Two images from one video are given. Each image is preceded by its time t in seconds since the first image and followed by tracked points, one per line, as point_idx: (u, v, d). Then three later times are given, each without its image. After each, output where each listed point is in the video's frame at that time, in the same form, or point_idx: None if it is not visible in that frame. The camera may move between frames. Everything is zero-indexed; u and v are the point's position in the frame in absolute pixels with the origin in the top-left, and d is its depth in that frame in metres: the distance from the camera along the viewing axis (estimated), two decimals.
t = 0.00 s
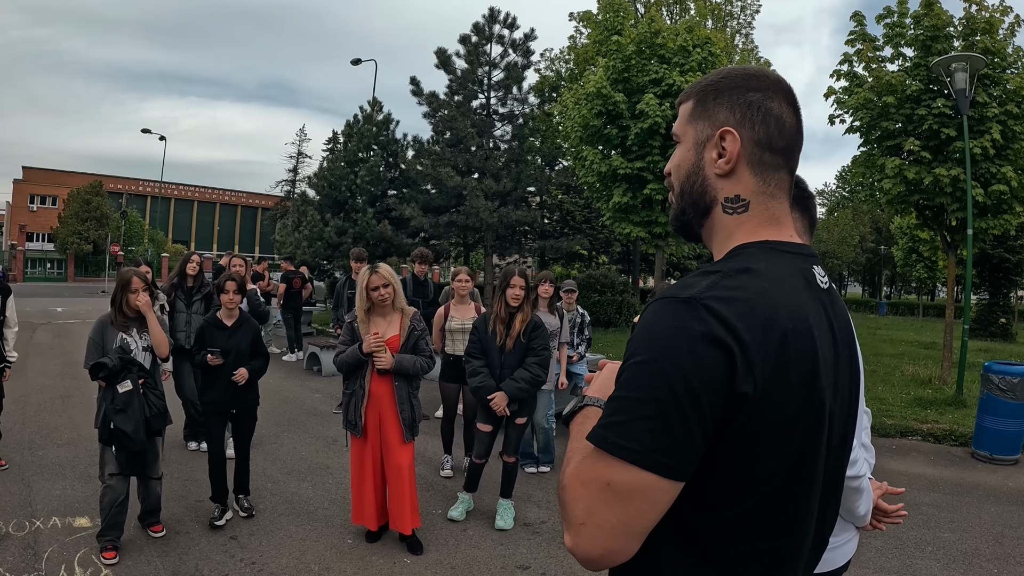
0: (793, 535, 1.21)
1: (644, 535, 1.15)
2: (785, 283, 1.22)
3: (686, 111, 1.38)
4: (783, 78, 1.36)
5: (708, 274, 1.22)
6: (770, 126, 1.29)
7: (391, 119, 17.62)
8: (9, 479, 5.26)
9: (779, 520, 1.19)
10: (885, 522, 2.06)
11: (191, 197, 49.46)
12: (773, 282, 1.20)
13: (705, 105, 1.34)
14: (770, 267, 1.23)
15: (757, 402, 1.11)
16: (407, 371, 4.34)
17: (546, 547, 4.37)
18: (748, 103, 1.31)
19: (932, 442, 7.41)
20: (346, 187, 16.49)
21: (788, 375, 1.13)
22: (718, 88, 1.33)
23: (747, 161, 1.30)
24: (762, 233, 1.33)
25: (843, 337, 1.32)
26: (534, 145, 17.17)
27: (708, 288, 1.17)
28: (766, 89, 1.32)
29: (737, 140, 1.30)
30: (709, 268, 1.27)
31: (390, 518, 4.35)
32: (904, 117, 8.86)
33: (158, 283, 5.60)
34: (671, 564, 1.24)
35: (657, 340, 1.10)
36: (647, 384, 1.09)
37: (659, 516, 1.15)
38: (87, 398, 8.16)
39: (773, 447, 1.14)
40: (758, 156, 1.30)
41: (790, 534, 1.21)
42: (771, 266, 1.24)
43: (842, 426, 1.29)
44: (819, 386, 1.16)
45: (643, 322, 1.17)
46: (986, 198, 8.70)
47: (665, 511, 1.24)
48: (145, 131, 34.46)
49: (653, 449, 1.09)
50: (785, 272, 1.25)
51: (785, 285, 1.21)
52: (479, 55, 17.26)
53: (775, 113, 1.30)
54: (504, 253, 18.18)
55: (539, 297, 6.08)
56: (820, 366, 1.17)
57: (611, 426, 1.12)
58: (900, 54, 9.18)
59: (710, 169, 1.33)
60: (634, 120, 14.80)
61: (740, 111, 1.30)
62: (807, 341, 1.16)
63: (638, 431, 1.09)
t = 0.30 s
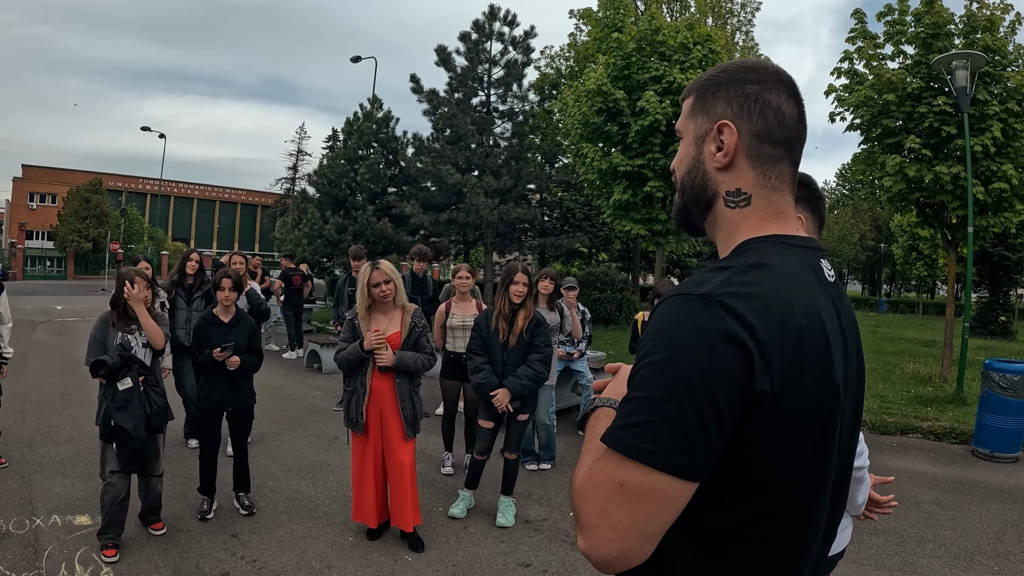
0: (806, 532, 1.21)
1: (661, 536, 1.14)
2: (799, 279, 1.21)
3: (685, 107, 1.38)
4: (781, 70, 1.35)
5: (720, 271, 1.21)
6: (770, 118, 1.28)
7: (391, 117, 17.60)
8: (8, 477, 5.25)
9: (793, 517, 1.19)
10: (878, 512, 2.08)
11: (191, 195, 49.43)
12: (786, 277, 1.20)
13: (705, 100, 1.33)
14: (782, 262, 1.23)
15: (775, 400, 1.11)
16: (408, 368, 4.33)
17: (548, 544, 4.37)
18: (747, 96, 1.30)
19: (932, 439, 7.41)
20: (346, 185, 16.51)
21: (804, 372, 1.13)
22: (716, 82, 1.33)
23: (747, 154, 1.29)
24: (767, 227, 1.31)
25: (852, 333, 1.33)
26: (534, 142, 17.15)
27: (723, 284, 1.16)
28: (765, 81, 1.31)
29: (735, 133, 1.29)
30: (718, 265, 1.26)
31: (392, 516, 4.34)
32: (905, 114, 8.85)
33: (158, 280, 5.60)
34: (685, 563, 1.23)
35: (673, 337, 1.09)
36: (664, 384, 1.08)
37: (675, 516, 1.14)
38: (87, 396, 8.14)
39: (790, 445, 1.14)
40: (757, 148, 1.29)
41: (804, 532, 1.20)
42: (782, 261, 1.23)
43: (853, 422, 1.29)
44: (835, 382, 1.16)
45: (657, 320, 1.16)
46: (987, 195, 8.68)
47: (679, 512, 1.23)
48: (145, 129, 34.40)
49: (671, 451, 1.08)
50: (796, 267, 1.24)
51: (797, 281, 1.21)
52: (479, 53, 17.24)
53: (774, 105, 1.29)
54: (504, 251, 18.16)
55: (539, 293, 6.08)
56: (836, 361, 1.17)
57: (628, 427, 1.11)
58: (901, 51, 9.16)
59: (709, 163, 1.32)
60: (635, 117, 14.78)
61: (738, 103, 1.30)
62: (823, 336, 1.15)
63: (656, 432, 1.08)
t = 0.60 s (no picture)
0: (795, 532, 1.21)
1: (648, 540, 1.14)
2: (784, 279, 1.20)
3: (672, 104, 1.38)
4: (769, 68, 1.33)
5: (702, 272, 1.21)
6: (751, 118, 1.27)
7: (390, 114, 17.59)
8: (7, 475, 5.25)
9: (781, 517, 1.19)
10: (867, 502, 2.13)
11: (190, 193, 49.40)
12: (770, 276, 1.19)
13: (690, 100, 1.33)
14: (766, 262, 1.22)
15: (758, 400, 1.10)
16: (405, 366, 4.33)
17: (547, 542, 4.37)
18: (729, 96, 1.30)
19: (931, 438, 7.41)
20: (345, 182, 16.51)
21: (788, 372, 1.12)
22: (701, 81, 1.32)
23: (727, 153, 1.29)
24: (747, 227, 1.31)
25: (841, 331, 1.32)
26: (534, 140, 17.14)
27: (704, 285, 1.16)
28: (749, 81, 1.30)
29: (714, 133, 1.29)
30: (702, 265, 1.26)
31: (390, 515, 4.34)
32: (904, 113, 8.84)
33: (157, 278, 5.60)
34: (676, 568, 1.23)
35: (653, 341, 1.10)
36: (643, 386, 1.08)
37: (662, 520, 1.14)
38: (86, 394, 8.15)
39: (776, 446, 1.14)
40: (739, 148, 1.28)
41: (793, 532, 1.20)
42: (766, 260, 1.23)
43: (842, 419, 1.29)
44: (820, 382, 1.15)
45: (639, 322, 1.16)
46: (986, 194, 8.68)
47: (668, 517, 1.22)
48: (144, 127, 34.33)
49: (653, 453, 1.08)
50: (782, 267, 1.23)
51: (783, 281, 1.20)
52: (478, 50, 17.22)
53: (756, 105, 1.28)
54: (504, 248, 18.13)
55: (537, 291, 6.06)
56: (821, 360, 1.16)
57: (609, 431, 1.11)
58: (901, 49, 9.16)
59: (691, 162, 1.33)
60: (634, 115, 14.76)
61: (720, 103, 1.29)
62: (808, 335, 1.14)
63: (638, 435, 1.08)
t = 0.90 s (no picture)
0: (778, 530, 1.19)
1: (619, 530, 1.14)
2: (763, 272, 1.18)
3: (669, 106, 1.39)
4: (764, 63, 1.32)
5: (679, 266, 1.21)
6: (743, 112, 1.26)
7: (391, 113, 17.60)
8: (9, 474, 5.25)
9: (761, 515, 1.17)
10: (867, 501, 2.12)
11: (191, 192, 49.41)
12: (748, 270, 1.17)
13: (683, 99, 1.34)
14: (747, 256, 1.20)
15: (727, 394, 1.09)
16: (405, 365, 4.32)
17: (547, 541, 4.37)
18: (720, 92, 1.29)
19: (933, 436, 7.40)
20: (346, 181, 16.52)
21: (760, 367, 1.10)
22: (693, 80, 1.33)
23: (721, 150, 1.28)
24: (741, 222, 1.29)
25: (831, 326, 1.28)
26: (535, 138, 17.11)
27: (677, 279, 1.16)
28: (740, 76, 1.29)
29: (707, 130, 1.28)
30: (685, 259, 1.26)
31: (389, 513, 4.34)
32: (906, 110, 8.80)
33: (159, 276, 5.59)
34: (657, 563, 1.22)
35: (620, 333, 1.11)
36: (608, 376, 1.10)
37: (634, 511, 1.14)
38: (88, 393, 8.15)
39: (749, 441, 1.12)
40: (731, 144, 1.27)
41: (775, 530, 1.19)
42: (748, 255, 1.21)
43: (829, 416, 1.25)
44: (796, 377, 1.13)
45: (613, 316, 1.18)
46: (988, 192, 8.66)
47: (649, 510, 1.22)
48: (144, 126, 34.30)
49: (617, 443, 1.09)
50: (763, 260, 1.21)
51: (761, 274, 1.17)
52: (479, 49, 17.19)
53: (747, 99, 1.27)
54: (505, 247, 18.11)
55: (538, 289, 6.05)
56: (799, 354, 1.13)
57: (577, 420, 1.12)
58: (903, 47, 9.13)
59: (687, 161, 1.33)
60: (635, 113, 14.74)
61: (711, 100, 1.29)
62: (782, 329, 1.12)
63: (602, 424, 1.09)
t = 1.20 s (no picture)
0: (769, 532, 1.18)
1: (607, 522, 1.15)
2: (758, 269, 1.17)
3: (685, 97, 1.37)
4: (782, 55, 1.31)
5: (677, 261, 1.21)
6: (764, 107, 1.25)
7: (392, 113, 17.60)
8: (10, 474, 5.26)
9: (750, 515, 1.16)
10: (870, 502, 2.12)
11: (193, 192, 49.46)
12: (745, 266, 1.17)
13: (699, 91, 1.32)
14: (745, 253, 1.20)
15: (716, 391, 1.09)
16: (405, 365, 4.32)
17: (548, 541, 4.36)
18: (741, 86, 1.28)
19: (935, 435, 7.38)
20: (347, 181, 16.54)
21: (751, 366, 1.10)
22: (711, 72, 1.31)
23: (740, 145, 1.27)
24: (754, 219, 1.29)
25: (831, 327, 1.26)
26: (536, 138, 17.09)
27: (672, 274, 1.16)
28: (760, 69, 1.28)
29: (726, 125, 1.27)
30: (687, 254, 1.26)
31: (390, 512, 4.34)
32: (907, 109, 8.78)
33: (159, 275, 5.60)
34: (646, 555, 1.23)
35: (611, 326, 1.11)
36: (598, 368, 1.10)
37: (622, 504, 1.15)
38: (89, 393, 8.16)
39: (738, 440, 1.11)
40: (751, 139, 1.26)
41: (766, 532, 1.18)
42: (747, 252, 1.20)
43: (825, 418, 1.24)
44: (789, 378, 1.12)
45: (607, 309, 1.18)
46: (990, 190, 8.65)
47: (639, 503, 1.23)
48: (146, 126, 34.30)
49: (604, 435, 1.09)
50: (761, 257, 1.20)
51: (756, 270, 1.17)
52: (480, 48, 17.18)
53: (768, 94, 1.26)
54: (506, 246, 18.09)
55: (539, 288, 6.05)
56: (793, 355, 1.12)
57: (567, 412, 1.13)
58: (904, 46, 9.12)
59: (704, 156, 1.31)
60: (636, 112, 14.73)
61: (731, 94, 1.28)
62: (775, 329, 1.11)
63: (589, 415, 1.10)
